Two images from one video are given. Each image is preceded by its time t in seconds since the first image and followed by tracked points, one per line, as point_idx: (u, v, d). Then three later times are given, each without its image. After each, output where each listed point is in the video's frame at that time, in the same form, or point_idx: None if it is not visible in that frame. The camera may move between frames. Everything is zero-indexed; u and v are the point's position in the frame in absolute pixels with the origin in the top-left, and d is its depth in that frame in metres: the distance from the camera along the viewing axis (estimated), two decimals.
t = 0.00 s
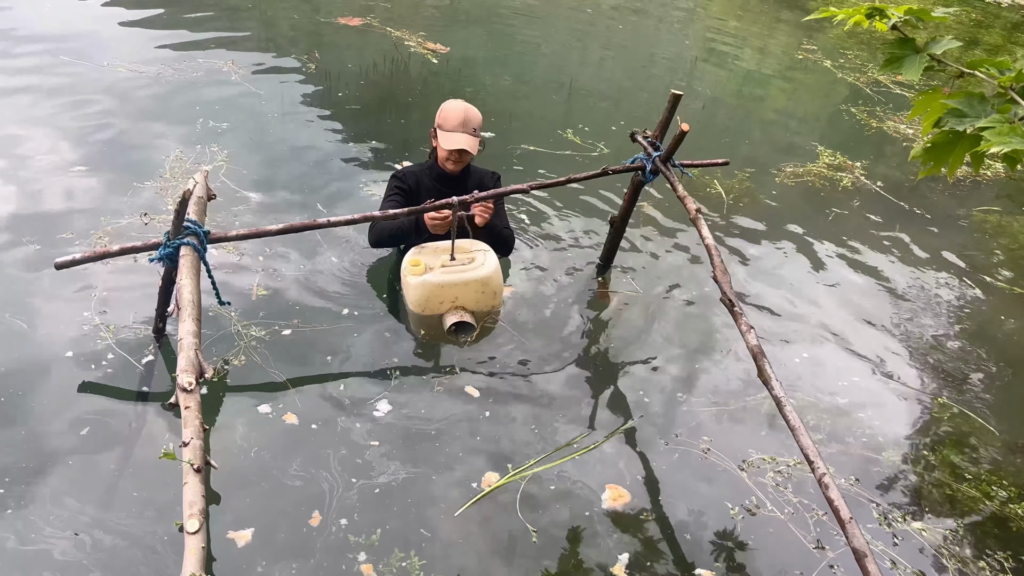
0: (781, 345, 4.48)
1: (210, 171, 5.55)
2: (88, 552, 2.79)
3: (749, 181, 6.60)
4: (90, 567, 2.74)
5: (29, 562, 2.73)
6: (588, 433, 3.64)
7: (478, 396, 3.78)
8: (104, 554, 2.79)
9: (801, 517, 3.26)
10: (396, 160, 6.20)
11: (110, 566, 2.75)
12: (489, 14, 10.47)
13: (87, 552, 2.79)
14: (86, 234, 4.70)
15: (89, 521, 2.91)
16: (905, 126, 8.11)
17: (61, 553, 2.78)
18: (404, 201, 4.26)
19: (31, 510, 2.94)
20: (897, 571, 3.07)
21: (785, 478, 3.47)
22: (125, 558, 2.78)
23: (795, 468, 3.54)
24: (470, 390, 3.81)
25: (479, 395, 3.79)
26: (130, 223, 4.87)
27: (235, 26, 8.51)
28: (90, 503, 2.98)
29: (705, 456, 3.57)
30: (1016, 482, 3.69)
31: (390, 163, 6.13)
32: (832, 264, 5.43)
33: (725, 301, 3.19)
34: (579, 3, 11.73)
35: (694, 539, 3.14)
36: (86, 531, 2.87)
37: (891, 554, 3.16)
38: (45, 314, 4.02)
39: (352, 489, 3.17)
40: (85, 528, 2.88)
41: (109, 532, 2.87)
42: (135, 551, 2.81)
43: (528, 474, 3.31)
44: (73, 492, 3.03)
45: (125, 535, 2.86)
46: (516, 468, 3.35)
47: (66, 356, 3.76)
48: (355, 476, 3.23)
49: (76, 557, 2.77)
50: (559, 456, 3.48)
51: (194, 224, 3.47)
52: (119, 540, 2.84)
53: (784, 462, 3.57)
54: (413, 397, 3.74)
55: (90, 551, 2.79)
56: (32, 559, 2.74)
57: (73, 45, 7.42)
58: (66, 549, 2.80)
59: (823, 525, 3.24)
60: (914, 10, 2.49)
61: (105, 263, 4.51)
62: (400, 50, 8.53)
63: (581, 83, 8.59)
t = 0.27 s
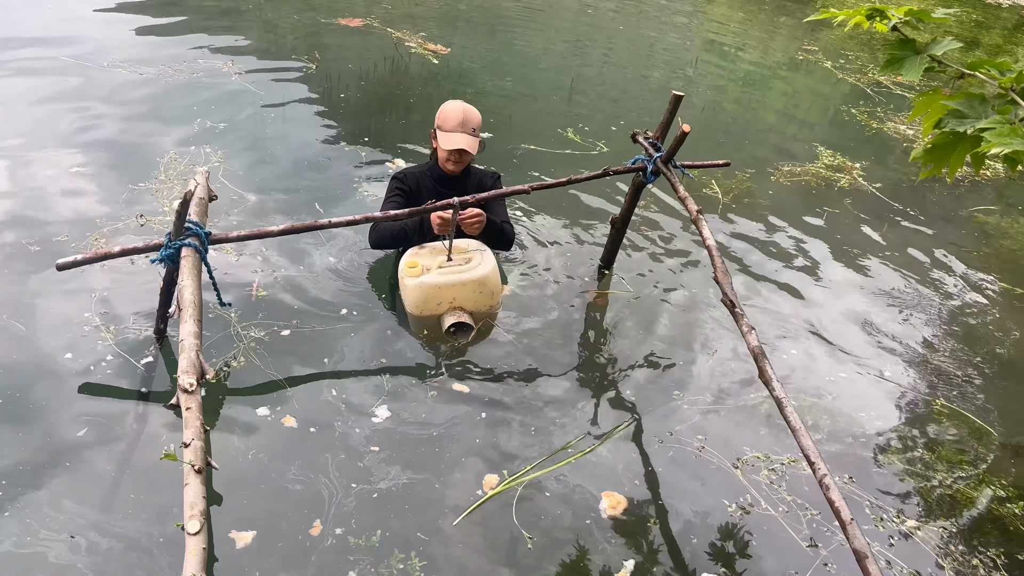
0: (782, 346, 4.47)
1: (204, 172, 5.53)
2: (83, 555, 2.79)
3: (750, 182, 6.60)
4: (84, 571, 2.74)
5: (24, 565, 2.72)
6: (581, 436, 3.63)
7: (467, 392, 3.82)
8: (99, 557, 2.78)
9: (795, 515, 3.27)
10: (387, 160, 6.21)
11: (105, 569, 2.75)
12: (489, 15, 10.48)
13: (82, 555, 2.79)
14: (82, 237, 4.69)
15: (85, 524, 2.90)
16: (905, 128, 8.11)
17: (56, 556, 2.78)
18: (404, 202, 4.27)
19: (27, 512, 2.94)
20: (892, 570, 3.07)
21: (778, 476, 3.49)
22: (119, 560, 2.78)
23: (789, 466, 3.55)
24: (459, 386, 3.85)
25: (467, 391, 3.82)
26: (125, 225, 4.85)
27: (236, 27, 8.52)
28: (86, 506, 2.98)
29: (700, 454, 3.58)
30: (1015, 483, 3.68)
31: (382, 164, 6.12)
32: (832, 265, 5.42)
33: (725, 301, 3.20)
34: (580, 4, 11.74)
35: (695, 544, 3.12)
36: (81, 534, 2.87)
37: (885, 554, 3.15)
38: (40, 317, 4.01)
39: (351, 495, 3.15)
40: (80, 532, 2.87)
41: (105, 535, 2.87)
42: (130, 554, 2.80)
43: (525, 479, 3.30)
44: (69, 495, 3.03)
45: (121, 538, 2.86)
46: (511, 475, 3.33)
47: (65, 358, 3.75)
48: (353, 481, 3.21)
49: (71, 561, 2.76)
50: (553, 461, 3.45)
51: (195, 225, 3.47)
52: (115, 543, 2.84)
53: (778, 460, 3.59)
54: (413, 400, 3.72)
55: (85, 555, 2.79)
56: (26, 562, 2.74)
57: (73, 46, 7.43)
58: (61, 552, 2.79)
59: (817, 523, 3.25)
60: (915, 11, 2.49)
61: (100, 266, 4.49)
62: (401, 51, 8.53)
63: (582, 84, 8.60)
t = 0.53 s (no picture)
0: (780, 346, 4.48)
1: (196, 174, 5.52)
2: (76, 558, 2.78)
3: (747, 182, 6.61)
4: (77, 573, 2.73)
5: (17, 568, 2.71)
6: (575, 440, 3.61)
7: (450, 389, 3.82)
8: (92, 559, 2.78)
9: (787, 512, 3.30)
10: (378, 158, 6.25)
11: (99, 572, 2.74)
12: (487, 16, 10.48)
13: (74, 557, 2.78)
14: (76, 239, 4.67)
15: (78, 527, 2.90)
16: (902, 128, 8.13)
17: (49, 558, 2.77)
18: (403, 203, 4.27)
19: (20, 515, 2.93)
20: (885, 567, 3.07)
21: (770, 473, 3.51)
22: (112, 563, 2.78)
23: (781, 464, 3.58)
24: (443, 382, 3.86)
25: (450, 388, 3.82)
26: (119, 228, 4.84)
27: (233, 28, 8.51)
28: (80, 509, 2.97)
29: (693, 452, 3.60)
30: (1011, 482, 3.69)
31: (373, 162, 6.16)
32: (829, 265, 5.44)
33: (724, 302, 3.20)
34: (578, 4, 11.76)
35: (694, 548, 3.11)
36: (74, 537, 2.86)
37: (878, 552, 3.16)
38: (32, 319, 4.00)
39: (348, 500, 3.12)
40: (74, 534, 2.87)
41: (99, 538, 2.87)
42: (123, 556, 2.80)
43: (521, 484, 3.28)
44: (62, 497, 3.02)
45: (115, 541, 2.85)
46: (507, 480, 3.31)
47: (61, 359, 3.75)
48: (350, 485, 3.20)
49: (64, 563, 2.76)
50: (547, 466, 3.43)
51: (194, 227, 3.47)
52: (108, 546, 2.83)
53: (770, 458, 3.61)
54: (411, 404, 3.70)
55: (78, 557, 2.79)
56: (19, 565, 2.73)
57: (71, 46, 7.42)
58: (54, 555, 2.79)
59: (808, 520, 3.27)
60: (912, 12, 2.50)
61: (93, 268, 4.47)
62: (399, 52, 8.54)
63: (580, 85, 8.61)
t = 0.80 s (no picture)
0: (778, 348, 4.47)
1: (186, 176, 5.50)
2: (67, 561, 2.77)
3: (744, 182, 6.63)
4: None
5: (8, 571, 2.70)
6: (569, 443, 3.60)
7: (428, 387, 3.83)
8: (84, 563, 2.77)
9: (776, 511, 3.31)
10: (367, 156, 6.27)
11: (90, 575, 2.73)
12: (484, 16, 10.49)
13: (66, 561, 2.77)
14: (67, 243, 4.64)
15: (71, 530, 2.89)
16: (898, 128, 8.15)
17: (41, 562, 2.76)
18: (399, 204, 4.27)
19: (12, 518, 2.92)
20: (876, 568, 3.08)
21: (761, 471, 3.52)
22: (104, 566, 2.77)
23: (772, 461, 3.59)
24: (422, 380, 3.88)
25: (428, 387, 3.83)
26: (110, 230, 4.80)
27: (230, 29, 8.51)
28: (73, 512, 2.96)
29: (684, 449, 3.62)
30: (1007, 482, 3.70)
31: (363, 161, 6.17)
32: (825, 266, 5.45)
33: (721, 303, 3.21)
34: (575, 5, 11.78)
35: (692, 552, 3.10)
36: (66, 540, 2.85)
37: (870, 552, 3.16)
38: (22, 323, 3.98)
39: (343, 507, 3.10)
40: (66, 538, 2.86)
41: (91, 541, 2.85)
42: (114, 560, 2.79)
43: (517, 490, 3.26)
44: (55, 501, 3.01)
45: (108, 546, 2.84)
46: (502, 487, 3.28)
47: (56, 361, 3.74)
48: (347, 491, 3.17)
49: (55, 567, 2.75)
50: (540, 471, 3.41)
51: (191, 228, 3.46)
52: (101, 549, 2.82)
53: (762, 455, 3.63)
54: (407, 408, 3.68)
55: (69, 561, 2.78)
56: (10, 568, 2.72)
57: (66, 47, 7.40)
58: (46, 558, 2.78)
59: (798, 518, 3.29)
60: (908, 13, 2.51)
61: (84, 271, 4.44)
62: (396, 52, 8.54)
63: (577, 85, 8.62)
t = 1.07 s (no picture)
0: (774, 349, 4.48)
1: (176, 177, 5.50)
2: (57, 565, 2.76)
3: (739, 183, 6.65)
4: None
5: None
6: (561, 446, 3.57)
7: (404, 386, 3.84)
8: (74, 566, 2.76)
9: (764, 507, 3.34)
10: (356, 154, 6.31)
11: None
12: (481, 18, 10.50)
13: (56, 564, 2.76)
14: (59, 244, 4.63)
15: (62, 535, 2.87)
16: (894, 129, 8.18)
17: (31, 565, 2.74)
18: (391, 205, 4.27)
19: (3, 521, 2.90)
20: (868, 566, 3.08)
21: (751, 467, 3.56)
22: (95, 569, 2.76)
23: (762, 459, 3.62)
24: (398, 380, 3.88)
25: (405, 386, 3.84)
26: (102, 232, 4.80)
27: (226, 30, 8.50)
28: (65, 516, 2.94)
29: (674, 447, 3.64)
30: (1000, 481, 3.72)
31: (352, 160, 6.20)
32: (821, 267, 5.46)
33: (717, 303, 3.21)
34: (571, 6, 11.80)
35: (690, 556, 3.08)
36: (58, 543, 2.84)
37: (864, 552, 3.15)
38: (12, 324, 3.96)
39: (338, 513, 3.07)
40: (57, 543, 2.84)
41: (84, 545, 2.84)
42: (105, 562, 2.78)
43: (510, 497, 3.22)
44: (46, 504, 2.99)
45: (101, 550, 2.82)
46: (494, 495, 3.24)
47: (50, 363, 3.73)
48: (343, 497, 3.14)
49: (46, 570, 2.73)
50: (532, 477, 3.37)
51: (188, 229, 3.46)
52: (94, 553, 2.81)
53: (752, 453, 3.66)
54: (404, 413, 3.66)
55: (60, 564, 2.76)
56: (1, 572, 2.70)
57: (62, 48, 7.39)
58: (36, 561, 2.76)
59: (788, 516, 3.30)
60: (904, 14, 2.52)
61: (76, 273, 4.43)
62: (392, 54, 8.54)
63: (573, 86, 8.63)
